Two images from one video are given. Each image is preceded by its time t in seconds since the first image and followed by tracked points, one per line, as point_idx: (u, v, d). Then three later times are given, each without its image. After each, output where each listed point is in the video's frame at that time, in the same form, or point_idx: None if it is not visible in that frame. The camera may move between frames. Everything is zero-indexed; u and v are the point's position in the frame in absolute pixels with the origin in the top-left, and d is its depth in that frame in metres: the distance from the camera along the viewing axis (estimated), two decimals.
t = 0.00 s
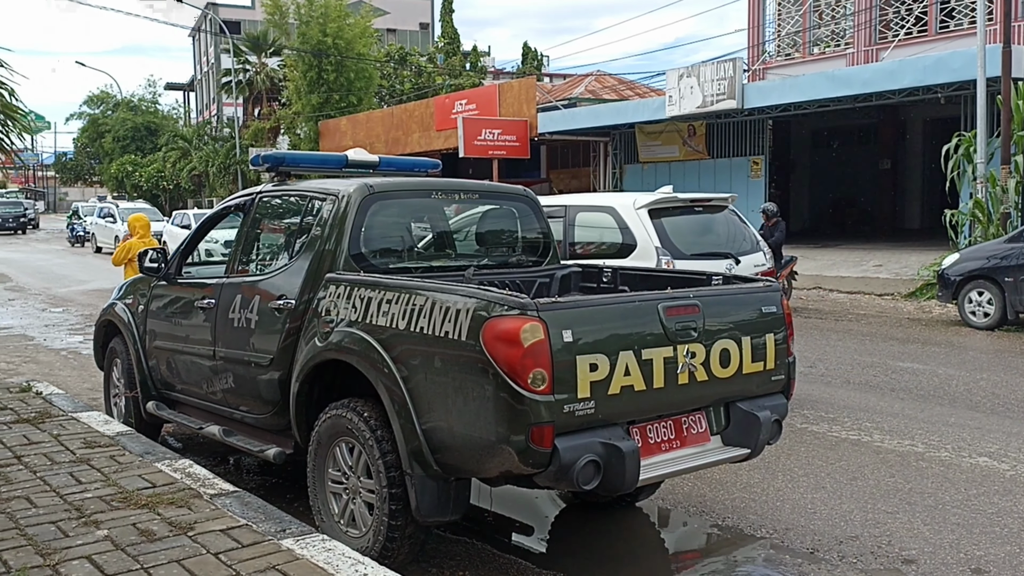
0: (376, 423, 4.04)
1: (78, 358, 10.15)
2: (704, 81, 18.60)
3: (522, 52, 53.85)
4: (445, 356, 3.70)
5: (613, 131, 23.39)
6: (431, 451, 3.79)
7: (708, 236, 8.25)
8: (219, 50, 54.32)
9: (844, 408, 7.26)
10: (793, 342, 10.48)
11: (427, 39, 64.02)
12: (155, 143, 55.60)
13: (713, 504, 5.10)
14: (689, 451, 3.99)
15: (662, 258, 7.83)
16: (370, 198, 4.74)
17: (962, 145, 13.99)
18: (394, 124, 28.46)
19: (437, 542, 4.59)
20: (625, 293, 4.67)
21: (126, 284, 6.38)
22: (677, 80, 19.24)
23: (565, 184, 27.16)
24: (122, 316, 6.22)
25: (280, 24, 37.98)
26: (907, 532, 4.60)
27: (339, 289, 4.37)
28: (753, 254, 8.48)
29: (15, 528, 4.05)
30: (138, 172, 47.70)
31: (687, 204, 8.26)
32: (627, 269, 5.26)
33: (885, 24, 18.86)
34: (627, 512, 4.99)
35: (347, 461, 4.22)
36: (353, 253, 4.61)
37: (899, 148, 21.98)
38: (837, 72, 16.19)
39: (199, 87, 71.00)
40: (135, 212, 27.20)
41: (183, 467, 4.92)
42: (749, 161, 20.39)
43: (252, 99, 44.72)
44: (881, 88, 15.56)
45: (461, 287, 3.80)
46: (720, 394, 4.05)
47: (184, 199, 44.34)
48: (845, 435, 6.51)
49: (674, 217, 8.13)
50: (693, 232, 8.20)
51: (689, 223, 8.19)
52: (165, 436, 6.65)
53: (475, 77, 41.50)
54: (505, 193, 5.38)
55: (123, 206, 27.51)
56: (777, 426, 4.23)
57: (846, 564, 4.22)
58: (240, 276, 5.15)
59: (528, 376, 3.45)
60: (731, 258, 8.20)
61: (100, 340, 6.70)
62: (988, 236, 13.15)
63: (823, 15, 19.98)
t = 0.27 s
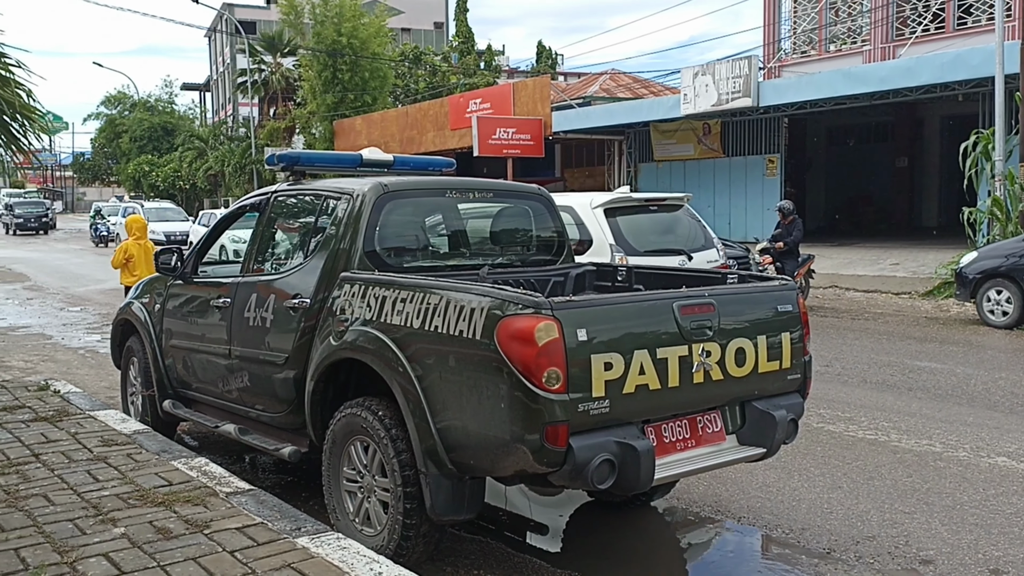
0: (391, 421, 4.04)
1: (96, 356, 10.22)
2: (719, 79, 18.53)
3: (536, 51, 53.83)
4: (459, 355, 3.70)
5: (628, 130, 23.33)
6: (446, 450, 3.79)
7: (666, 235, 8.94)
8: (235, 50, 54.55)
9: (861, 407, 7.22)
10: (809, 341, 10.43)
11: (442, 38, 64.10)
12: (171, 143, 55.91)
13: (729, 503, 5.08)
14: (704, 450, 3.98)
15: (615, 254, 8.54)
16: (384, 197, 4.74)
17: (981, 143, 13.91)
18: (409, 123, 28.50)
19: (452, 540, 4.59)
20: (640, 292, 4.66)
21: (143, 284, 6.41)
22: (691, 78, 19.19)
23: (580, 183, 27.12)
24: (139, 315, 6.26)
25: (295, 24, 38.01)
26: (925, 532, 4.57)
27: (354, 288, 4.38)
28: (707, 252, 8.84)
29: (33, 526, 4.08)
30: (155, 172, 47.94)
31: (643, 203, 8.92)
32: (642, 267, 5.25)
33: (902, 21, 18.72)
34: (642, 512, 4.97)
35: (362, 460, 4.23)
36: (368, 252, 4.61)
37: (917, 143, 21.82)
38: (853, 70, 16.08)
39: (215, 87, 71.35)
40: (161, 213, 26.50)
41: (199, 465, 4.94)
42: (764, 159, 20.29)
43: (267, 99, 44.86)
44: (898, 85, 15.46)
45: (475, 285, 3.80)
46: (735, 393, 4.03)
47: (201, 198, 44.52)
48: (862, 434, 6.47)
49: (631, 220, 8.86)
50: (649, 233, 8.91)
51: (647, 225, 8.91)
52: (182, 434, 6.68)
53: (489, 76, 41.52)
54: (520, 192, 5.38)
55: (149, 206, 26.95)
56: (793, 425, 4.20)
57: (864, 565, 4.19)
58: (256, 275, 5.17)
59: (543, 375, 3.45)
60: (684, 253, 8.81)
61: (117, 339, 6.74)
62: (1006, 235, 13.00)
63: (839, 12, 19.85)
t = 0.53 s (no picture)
0: (407, 420, 4.05)
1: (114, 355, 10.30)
2: (735, 77, 18.47)
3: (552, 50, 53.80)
4: (475, 353, 3.70)
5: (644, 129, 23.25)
6: (462, 449, 3.79)
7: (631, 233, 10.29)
8: (251, 50, 54.76)
9: (879, 407, 7.18)
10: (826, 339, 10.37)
11: (457, 38, 64.15)
12: (189, 143, 56.18)
13: (746, 502, 5.06)
14: (721, 449, 3.97)
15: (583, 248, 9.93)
16: (400, 196, 4.76)
17: (999, 140, 13.78)
18: (424, 122, 28.55)
19: (467, 539, 4.60)
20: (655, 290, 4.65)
21: (161, 283, 6.46)
22: (707, 76, 19.17)
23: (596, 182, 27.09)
24: (157, 314, 6.30)
25: (312, 24, 38.12)
26: (943, 532, 4.54)
27: (370, 287, 4.39)
28: (666, 247, 10.10)
29: (53, 523, 4.12)
30: (173, 172, 48.15)
31: (604, 204, 10.37)
32: (657, 265, 5.24)
33: (921, 17, 18.58)
34: (657, 511, 4.96)
35: (378, 458, 4.24)
36: (384, 251, 4.62)
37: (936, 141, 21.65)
38: (871, 67, 15.97)
39: (232, 88, 71.68)
40: (186, 212, 25.19)
41: (217, 463, 4.97)
42: (781, 158, 20.20)
43: (283, 99, 45.01)
44: (917, 82, 15.34)
45: (491, 284, 3.80)
46: (751, 392, 4.02)
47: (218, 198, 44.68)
48: (880, 434, 6.43)
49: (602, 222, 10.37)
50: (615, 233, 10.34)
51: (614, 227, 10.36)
52: (200, 433, 6.72)
53: (505, 75, 41.53)
54: (535, 190, 5.38)
55: (175, 206, 25.85)
56: (810, 425, 4.18)
57: (881, 565, 4.17)
58: (272, 274, 5.20)
59: (559, 373, 3.45)
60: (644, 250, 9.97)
61: (135, 338, 6.79)
62: None
63: (857, 9, 19.72)
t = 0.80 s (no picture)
0: (422, 419, 4.06)
1: (132, 353, 10.37)
2: (752, 75, 18.41)
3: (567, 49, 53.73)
4: (490, 353, 3.71)
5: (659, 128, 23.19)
6: (477, 448, 3.80)
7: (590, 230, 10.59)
8: (268, 50, 54.98)
9: (897, 407, 7.13)
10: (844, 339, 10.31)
11: (473, 37, 64.18)
12: (206, 143, 56.47)
13: (762, 502, 5.04)
14: (737, 449, 3.96)
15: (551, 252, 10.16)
16: (415, 196, 4.76)
17: (1020, 139, 13.66)
18: (440, 121, 28.58)
19: (482, 538, 4.61)
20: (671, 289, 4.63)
21: (178, 282, 6.50)
22: (723, 75, 19.09)
23: (611, 181, 27.04)
24: (174, 313, 6.34)
25: (328, 24, 38.20)
26: (962, 533, 4.51)
27: (385, 286, 4.40)
28: (630, 247, 10.40)
29: (71, 520, 4.15)
30: (190, 172, 48.38)
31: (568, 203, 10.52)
32: (673, 265, 5.22)
33: (939, 15, 18.44)
34: (673, 511, 4.95)
35: (394, 457, 4.25)
36: (399, 250, 4.63)
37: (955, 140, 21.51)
38: (889, 65, 15.87)
39: (249, 88, 71.97)
40: (211, 213, 25.08)
41: (234, 461, 5.00)
42: (797, 156, 20.10)
43: (300, 99, 45.17)
44: (935, 80, 15.24)
45: (506, 283, 3.81)
46: (767, 392, 4.00)
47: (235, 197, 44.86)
48: (898, 434, 6.39)
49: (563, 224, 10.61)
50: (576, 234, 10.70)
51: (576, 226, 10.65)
52: (216, 431, 6.76)
53: (521, 75, 41.51)
54: (550, 189, 5.38)
55: (200, 206, 25.30)
56: (827, 424, 4.16)
57: (899, 566, 4.14)
58: (289, 273, 5.22)
59: (574, 373, 3.44)
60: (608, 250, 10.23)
61: (153, 336, 6.83)
62: None
63: (874, 7, 19.58)
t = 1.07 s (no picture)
0: (436, 418, 4.07)
1: (149, 353, 10.43)
2: (767, 74, 18.33)
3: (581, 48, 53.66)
4: (504, 352, 3.71)
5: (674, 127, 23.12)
6: (491, 447, 3.81)
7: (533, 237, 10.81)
8: (283, 51, 55.18)
9: (913, 408, 7.09)
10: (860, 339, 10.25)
11: (487, 37, 64.21)
12: (221, 143, 56.72)
13: (776, 503, 5.03)
14: (752, 449, 3.94)
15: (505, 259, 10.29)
16: (429, 195, 4.77)
17: None
18: (454, 121, 28.61)
19: (496, 537, 4.61)
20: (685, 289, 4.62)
21: (194, 282, 6.54)
22: (739, 74, 19.03)
23: (626, 181, 27.01)
24: (190, 312, 6.38)
25: (343, 24, 38.28)
26: (979, 534, 4.48)
27: (399, 286, 4.41)
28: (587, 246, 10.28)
29: (88, 518, 4.18)
30: (206, 172, 48.59)
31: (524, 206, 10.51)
32: (687, 264, 5.22)
33: (956, 13, 18.30)
34: (687, 512, 4.94)
35: (408, 456, 4.27)
36: (413, 250, 4.64)
37: (972, 139, 21.49)
38: (906, 63, 15.76)
39: (264, 89, 72.23)
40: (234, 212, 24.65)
41: (249, 460, 5.02)
42: (813, 156, 20.02)
43: (315, 99, 45.31)
44: (953, 79, 15.12)
45: (520, 283, 3.81)
46: (782, 392, 3.99)
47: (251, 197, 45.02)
48: (914, 435, 6.35)
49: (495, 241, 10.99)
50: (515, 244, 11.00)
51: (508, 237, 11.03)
52: (232, 430, 6.79)
53: (535, 74, 41.49)
54: (564, 189, 5.38)
55: (224, 206, 24.74)
56: (842, 425, 4.15)
57: (915, 567, 4.12)
58: (303, 272, 5.24)
59: (588, 372, 3.44)
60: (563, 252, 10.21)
61: (169, 336, 6.87)
62: None
63: (891, 5, 19.46)
